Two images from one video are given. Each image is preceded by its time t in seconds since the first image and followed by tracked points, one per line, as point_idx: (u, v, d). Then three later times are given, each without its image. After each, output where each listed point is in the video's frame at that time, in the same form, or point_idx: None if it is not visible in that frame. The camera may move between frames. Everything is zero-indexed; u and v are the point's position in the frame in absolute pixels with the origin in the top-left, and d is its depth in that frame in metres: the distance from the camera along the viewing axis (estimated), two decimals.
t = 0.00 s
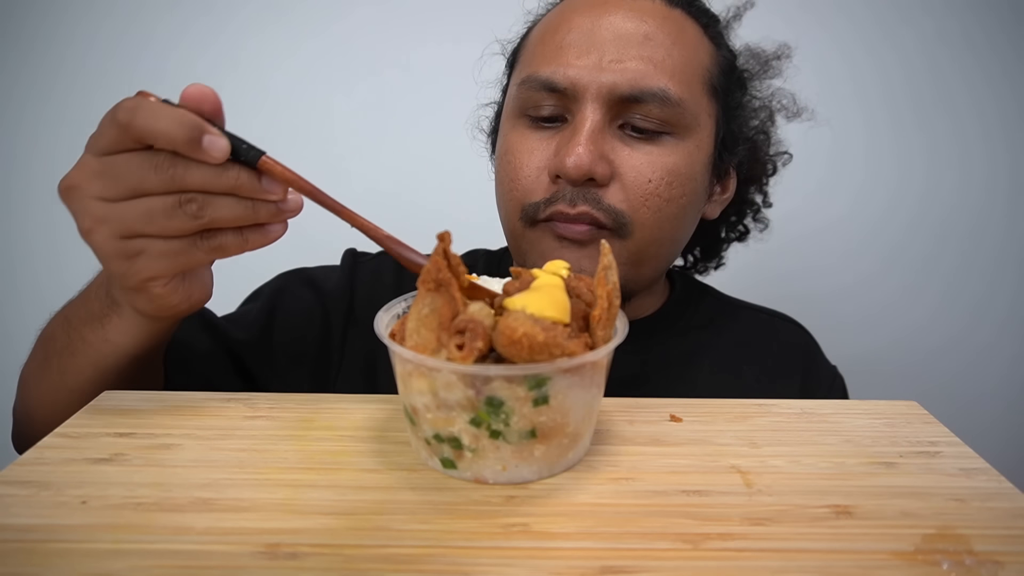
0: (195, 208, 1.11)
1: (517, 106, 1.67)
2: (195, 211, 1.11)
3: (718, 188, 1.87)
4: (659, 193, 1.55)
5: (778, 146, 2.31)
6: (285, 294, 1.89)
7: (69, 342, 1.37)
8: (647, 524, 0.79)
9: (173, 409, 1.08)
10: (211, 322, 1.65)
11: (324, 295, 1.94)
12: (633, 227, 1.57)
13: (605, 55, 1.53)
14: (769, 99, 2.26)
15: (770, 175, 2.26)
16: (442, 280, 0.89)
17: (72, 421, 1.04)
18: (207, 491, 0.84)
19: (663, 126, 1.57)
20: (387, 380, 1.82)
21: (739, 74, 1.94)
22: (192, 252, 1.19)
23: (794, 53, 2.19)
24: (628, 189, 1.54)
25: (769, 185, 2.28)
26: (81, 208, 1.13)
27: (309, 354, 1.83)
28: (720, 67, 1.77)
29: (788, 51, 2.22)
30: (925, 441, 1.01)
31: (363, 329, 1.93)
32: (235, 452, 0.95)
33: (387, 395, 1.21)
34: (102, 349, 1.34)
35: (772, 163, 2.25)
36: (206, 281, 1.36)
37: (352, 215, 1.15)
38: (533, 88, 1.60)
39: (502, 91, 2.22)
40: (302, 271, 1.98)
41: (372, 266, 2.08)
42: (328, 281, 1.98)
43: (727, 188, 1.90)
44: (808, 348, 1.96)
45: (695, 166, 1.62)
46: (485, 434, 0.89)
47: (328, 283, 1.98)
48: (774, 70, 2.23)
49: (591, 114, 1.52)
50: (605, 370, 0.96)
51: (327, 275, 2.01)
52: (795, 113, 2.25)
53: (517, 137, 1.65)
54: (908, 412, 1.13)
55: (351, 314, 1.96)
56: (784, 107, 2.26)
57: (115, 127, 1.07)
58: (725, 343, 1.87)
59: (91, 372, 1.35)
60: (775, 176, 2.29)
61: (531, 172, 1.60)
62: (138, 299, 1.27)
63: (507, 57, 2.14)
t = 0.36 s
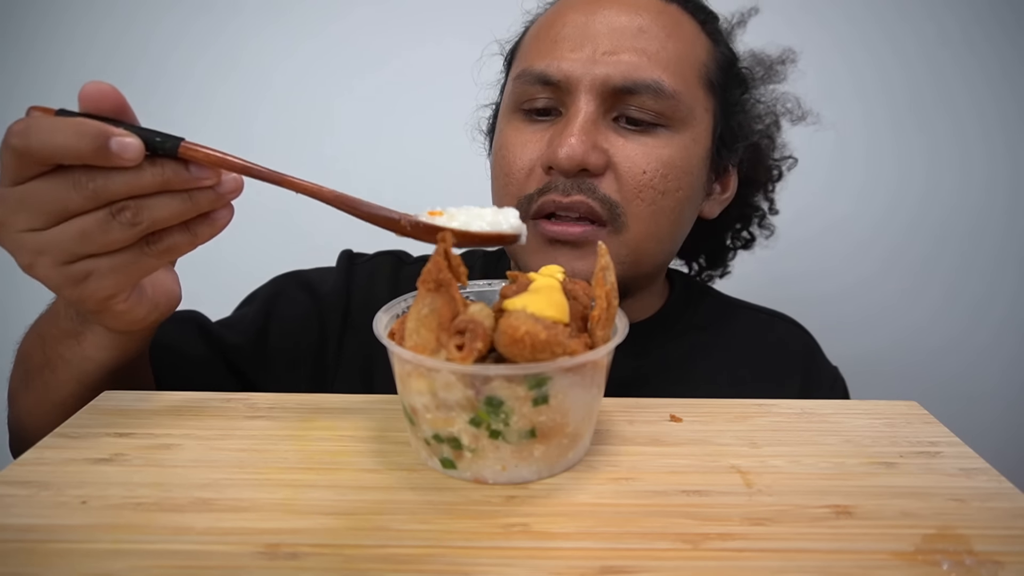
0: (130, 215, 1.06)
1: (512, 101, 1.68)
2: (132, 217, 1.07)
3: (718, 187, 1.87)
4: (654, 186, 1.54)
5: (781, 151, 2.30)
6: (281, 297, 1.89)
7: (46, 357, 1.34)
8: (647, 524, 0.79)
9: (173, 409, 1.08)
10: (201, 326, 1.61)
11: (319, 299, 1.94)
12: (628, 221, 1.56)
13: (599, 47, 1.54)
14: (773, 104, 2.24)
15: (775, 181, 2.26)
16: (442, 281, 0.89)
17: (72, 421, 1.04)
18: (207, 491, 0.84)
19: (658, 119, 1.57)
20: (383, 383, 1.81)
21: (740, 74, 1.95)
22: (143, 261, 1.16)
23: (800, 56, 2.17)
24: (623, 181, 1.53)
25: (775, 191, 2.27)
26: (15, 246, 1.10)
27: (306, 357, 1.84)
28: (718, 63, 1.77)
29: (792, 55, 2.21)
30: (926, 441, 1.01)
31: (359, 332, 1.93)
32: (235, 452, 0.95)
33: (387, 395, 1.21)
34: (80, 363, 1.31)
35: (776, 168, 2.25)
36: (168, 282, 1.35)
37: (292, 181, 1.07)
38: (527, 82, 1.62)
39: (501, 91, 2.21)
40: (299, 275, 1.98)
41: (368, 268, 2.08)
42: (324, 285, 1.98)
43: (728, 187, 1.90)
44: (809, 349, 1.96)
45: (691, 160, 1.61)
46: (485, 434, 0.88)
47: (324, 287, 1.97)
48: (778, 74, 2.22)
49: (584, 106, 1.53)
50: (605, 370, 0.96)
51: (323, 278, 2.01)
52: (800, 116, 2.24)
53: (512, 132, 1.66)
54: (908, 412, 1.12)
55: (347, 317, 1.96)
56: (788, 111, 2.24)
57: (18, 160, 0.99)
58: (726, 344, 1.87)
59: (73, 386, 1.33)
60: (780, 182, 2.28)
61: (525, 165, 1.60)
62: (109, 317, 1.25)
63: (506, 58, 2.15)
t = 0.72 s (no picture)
0: (152, 241, 1.07)
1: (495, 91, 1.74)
2: (153, 243, 1.07)
3: (717, 184, 1.86)
4: (627, 168, 1.52)
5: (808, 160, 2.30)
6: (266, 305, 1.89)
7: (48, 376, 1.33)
8: (647, 524, 0.79)
9: (173, 409, 1.08)
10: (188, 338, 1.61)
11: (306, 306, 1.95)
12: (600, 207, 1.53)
13: (573, 30, 1.57)
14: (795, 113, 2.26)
15: (802, 193, 2.26)
16: (442, 281, 0.89)
17: (72, 421, 1.04)
18: (207, 491, 0.84)
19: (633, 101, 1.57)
20: (367, 391, 1.82)
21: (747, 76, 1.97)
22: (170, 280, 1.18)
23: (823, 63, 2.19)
24: (593, 162, 1.51)
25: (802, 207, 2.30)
26: (39, 283, 1.09)
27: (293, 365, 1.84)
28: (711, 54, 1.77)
29: (816, 61, 2.23)
30: (926, 441, 1.01)
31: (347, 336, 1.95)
32: (235, 452, 0.95)
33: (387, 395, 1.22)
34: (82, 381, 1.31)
35: (803, 180, 2.26)
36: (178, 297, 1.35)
37: (306, 189, 1.06)
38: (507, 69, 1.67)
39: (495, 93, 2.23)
40: (284, 283, 1.98)
41: (355, 275, 2.08)
42: (310, 292, 1.99)
43: (728, 185, 1.88)
44: (816, 355, 1.95)
45: (668, 143, 1.58)
46: (485, 434, 0.89)
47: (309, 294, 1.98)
48: (801, 82, 2.24)
49: (555, 87, 1.56)
50: (605, 370, 0.96)
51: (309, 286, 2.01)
52: (825, 122, 2.25)
53: (492, 121, 1.69)
54: (908, 412, 1.13)
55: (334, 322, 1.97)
56: (812, 117, 2.26)
57: (30, 202, 0.99)
58: (728, 347, 1.87)
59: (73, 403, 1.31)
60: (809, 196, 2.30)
61: (499, 151, 1.62)
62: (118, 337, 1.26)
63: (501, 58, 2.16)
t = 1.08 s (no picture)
0: (277, 213, 1.22)
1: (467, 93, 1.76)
2: (277, 216, 1.23)
3: (700, 188, 1.86)
4: (583, 167, 1.52)
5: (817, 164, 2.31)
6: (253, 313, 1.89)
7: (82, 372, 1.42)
8: (647, 524, 0.79)
9: (173, 409, 1.08)
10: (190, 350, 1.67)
11: (294, 312, 1.95)
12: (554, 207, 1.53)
13: (536, 31, 1.59)
14: (803, 115, 2.26)
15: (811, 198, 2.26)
16: (442, 281, 0.89)
17: (72, 421, 1.04)
18: (207, 491, 0.84)
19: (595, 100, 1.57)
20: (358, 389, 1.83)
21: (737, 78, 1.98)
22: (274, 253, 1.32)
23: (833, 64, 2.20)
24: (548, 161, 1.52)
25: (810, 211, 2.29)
26: (170, 240, 1.22)
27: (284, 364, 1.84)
28: (688, 54, 1.77)
29: (826, 61, 2.23)
30: (925, 441, 1.01)
31: (336, 338, 1.95)
32: (234, 452, 0.95)
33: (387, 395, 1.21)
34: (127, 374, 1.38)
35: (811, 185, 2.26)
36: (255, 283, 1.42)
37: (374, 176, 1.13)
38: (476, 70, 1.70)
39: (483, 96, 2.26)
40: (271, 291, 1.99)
41: (344, 282, 2.09)
42: (297, 300, 2.00)
43: (710, 188, 1.87)
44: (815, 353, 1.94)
45: (623, 142, 1.57)
46: (485, 434, 0.88)
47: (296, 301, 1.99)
48: (809, 84, 2.25)
49: (516, 88, 1.57)
50: (605, 370, 0.96)
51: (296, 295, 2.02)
52: (831, 125, 2.26)
53: (459, 122, 1.71)
54: (908, 412, 1.12)
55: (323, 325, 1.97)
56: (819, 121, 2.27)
57: (191, 163, 1.13)
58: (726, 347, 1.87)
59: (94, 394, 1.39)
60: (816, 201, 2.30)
61: (459, 151, 1.62)
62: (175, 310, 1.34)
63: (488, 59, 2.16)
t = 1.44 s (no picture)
0: (169, 170, 1.21)
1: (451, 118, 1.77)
2: (169, 172, 1.21)
3: (689, 171, 1.85)
4: (567, 184, 1.54)
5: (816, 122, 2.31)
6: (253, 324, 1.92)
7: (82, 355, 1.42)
8: (647, 524, 0.79)
9: (173, 409, 1.08)
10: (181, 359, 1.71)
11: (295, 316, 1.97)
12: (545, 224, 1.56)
13: (508, 53, 1.59)
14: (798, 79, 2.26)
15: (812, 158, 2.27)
16: (442, 281, 0.89)
17: (72, 421, 1.04)
18: (207, 491, 0.84)
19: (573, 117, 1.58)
20: (357, 387, 1.83)
21: (720, 56, 1.97)
22: (167, 213, 1.25)
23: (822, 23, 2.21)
24: (533, 182, 1.54)
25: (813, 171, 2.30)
26: (61, 187, 1.25)
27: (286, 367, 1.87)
28: (662, 50, 1.74)
29: (817, 18, 2.24)
30: (926, 441, 1.01)
31: (338, 336, 1.96)
32: (234, 452, 0.95)
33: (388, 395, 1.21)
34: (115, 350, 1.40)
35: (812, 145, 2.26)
36: (177, 263, 1.40)
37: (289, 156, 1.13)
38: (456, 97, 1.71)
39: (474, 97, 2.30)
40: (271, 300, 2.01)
41: (344, 286, 2.09)
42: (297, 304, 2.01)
43: (702, 172, 1.87)
44: (810, 347, 1.95)
45: (605, 152, 1.58)
46: (485, 434, 0.88)
47: (296, 305, 2.00)
48: (802, 42, 2.25)
49: (496, 115, 1.59)
50: (605, 370, 0.96)
51: (296, 298, 2.04)
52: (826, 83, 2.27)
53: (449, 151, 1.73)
54: (909, 412, 1.12)
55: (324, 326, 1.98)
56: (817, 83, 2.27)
57: (93, 112, 1.21)
58: (723, 344, 1.87)
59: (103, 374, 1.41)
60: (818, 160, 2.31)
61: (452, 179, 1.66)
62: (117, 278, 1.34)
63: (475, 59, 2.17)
